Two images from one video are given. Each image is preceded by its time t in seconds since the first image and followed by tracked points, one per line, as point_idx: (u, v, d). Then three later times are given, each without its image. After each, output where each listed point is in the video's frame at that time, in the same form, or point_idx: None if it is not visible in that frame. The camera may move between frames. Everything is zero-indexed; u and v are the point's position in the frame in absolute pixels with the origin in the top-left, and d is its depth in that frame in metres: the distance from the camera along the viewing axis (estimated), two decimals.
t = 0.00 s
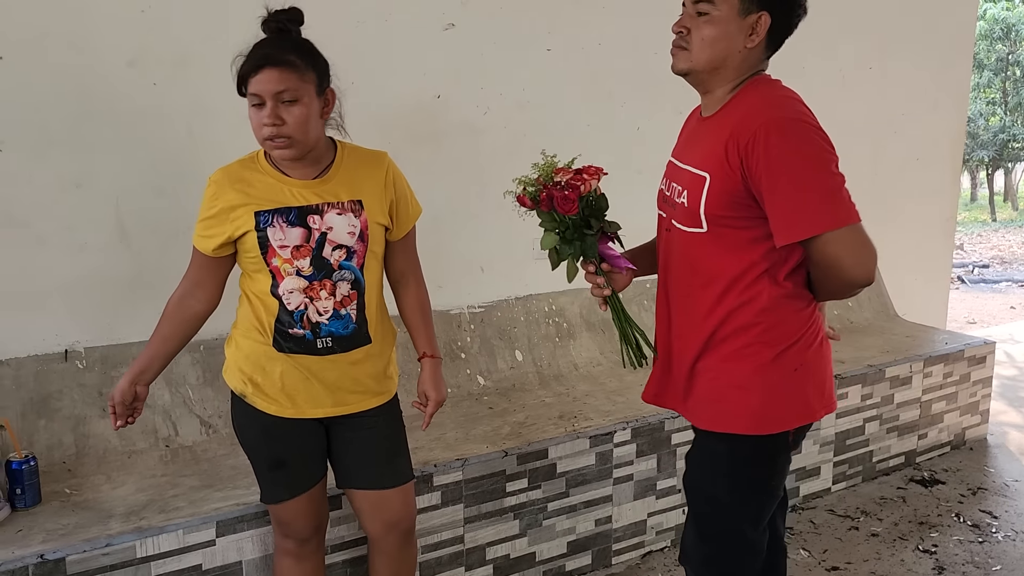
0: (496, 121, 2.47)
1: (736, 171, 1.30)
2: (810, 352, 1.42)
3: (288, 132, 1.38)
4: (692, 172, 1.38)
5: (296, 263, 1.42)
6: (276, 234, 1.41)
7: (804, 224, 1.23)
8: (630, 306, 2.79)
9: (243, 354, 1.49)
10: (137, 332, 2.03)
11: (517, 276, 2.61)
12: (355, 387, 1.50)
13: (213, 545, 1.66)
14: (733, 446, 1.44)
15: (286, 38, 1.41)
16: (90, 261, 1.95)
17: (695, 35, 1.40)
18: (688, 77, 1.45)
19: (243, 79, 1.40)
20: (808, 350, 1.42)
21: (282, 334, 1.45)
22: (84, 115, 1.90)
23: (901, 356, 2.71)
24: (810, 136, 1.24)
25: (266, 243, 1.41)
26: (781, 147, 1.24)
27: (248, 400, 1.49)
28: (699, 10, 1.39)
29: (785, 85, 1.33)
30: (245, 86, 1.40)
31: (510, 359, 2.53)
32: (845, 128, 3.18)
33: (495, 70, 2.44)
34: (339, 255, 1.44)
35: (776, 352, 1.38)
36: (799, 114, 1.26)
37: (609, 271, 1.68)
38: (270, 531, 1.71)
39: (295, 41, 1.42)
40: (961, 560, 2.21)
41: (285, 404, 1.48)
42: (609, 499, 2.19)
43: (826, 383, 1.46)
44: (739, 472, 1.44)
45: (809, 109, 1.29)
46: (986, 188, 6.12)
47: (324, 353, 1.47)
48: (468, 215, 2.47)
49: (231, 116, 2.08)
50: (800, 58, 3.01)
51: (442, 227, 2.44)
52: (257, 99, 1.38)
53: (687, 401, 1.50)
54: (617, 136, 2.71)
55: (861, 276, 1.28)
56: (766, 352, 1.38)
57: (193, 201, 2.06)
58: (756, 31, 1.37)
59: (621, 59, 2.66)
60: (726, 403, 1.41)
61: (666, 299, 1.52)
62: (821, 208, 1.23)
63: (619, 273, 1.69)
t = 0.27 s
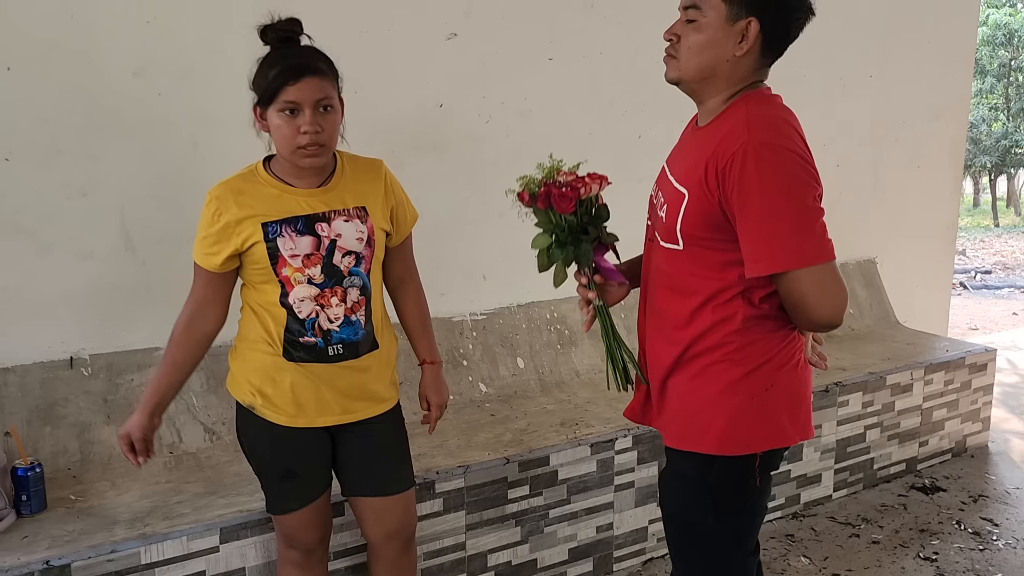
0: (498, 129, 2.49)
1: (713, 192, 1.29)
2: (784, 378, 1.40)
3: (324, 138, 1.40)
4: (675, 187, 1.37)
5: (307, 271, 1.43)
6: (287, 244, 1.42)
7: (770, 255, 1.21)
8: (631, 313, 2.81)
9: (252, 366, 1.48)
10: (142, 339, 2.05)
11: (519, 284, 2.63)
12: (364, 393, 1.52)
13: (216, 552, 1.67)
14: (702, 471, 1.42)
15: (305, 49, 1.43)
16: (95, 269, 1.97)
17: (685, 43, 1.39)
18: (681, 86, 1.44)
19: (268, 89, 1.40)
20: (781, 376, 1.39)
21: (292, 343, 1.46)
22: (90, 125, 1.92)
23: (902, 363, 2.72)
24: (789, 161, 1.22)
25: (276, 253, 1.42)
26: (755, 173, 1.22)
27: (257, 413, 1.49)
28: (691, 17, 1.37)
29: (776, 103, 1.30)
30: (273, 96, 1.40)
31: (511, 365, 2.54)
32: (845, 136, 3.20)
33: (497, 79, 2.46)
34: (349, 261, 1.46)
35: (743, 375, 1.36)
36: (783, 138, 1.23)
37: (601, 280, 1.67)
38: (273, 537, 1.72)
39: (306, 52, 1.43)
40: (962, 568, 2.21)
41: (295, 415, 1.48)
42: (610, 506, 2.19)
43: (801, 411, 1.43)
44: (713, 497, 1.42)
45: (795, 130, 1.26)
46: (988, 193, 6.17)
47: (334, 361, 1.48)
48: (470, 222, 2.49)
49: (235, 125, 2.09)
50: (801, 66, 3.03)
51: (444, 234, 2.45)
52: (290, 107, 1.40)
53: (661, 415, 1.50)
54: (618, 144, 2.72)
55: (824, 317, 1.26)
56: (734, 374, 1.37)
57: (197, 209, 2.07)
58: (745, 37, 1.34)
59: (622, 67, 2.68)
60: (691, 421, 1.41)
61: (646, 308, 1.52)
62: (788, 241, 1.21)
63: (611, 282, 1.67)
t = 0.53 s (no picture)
0: (499, 137, 2.50)
1: (709, 216, 1.29)
2: (781, 396, 1.41)
3: (344, 148, 1.42)
4: (672, 207, 1.38)
5: (316, 276, 1.45)
6: (296, 250, 1.44)
7: (764, 285, 1.22)
8: (631, 319, 2.83)
9: (260, 374, 1.50)
10: (146, 345, 2.06)
11: (520, 290, 2.64)
12: (371, 396, 1.54)
13: (221, 557, 1.68)
14: (699, 484, 1.44)
15: (323, 58, 1.44)
16: (100, 275, 1.98)
17: (677, 57, 1.39)
18: (679, 100, 1.44)
19: (292, 94, 1.40)
20: (778, 394, 1.41)
21: (302, 349, 1.48)
22: (96, 132, 1.93)
23: (899, 369, 2.74)
24: (784, 188, 1.22)
25: (286, 260, 1.43)
26: (751, 202, 1.22)
27: (267, 420, 1.51)
28: (683, 30, 1.37)
29: (775, 122, 1.30)
30: (298, 104, 1.39)
31: (512, 372, 2.56)
32: (843, 144, 3.22)
33: (498, 86, 2.47)
34: (357, 265, 1.49)
35: (739, 394, 1.38)
36: (779, 166, 1.23)
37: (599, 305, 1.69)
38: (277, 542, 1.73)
39: (319, 62, 1.44)
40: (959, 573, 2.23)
41: (305, 420, 1.50)
42: (610, 511, 2.21)
43: (799, 427, 1.44)
44: (710, 509, 1.44)
45: (793, 151, 1.26)
46: (984, 198, 6.08)
47: (343, 364, 1.50)
48: (471, 229, 2.51)
49: (239, 132, 2.11)
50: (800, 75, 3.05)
51: (445, 241, 2.47)
52: (315, 116, 1.40)
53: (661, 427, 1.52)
54: (618, 152, 2.74)
55: (819, 347, 1.28)
56: (731, 392, 1.38)
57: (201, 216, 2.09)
58: (736, 49, 1.32)
59: (622, 75, 2.70)
60: (688, 436, 1.43)
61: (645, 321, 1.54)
62: (782, 273, 1.22)
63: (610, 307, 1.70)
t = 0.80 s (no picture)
0: (501, 144, 2.54)
1: (725, 228, 1.31)
2: (787, 399, 1.45)
3: (361, 155, 1.46)
4: (684, 217, 1.39)
5: (335, 281, 1.48)
6: (318, 256, 1.46)
7: (785, 298, 1.25)
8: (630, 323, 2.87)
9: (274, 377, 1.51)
10: (153, 348, 2.09)
11: (521, 294, 2.68)
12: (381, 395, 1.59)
13: (230, 557, 1.71)
14: (711, 485, 1.47)
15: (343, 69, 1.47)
16: (109, 279, 2.01)
17: (681, 69, 1.41)
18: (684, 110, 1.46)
19: (314, 100, 1.42)
20: (784, 398, 1.45)
21: (318, 352, 1.50)
22: (106, 139, 1.96)
23: (893, 373, 2.79)
24: (804, 203, 1.24)
25: (308, 265, 1.45)
26: (771, 216, 1.24)
27: (279, 425, 1.51)
28: (687, 42, 1.40)
29: (786, 136, 1.32)
30: (324, 109, 1.42)
31: (513, 375, 2.59)
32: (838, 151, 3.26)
33: (501, 94, 2.51)
34: (370, 269, 1.54)
35: (749, 399, 1.42)
36: (797, 180, 1.25)
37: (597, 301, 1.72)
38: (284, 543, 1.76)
39: (337, 71, 1.46)
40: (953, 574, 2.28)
41: (322, 421, 1.53)
42: (611, 513, 2.24)
43: (803, 428, 1.49)
44: (720, 511, 1.47)
45: (806, 165, 1.29)
46: (975, 204, 6.49)
47: (358, 364, 1.55)
48: (474, 234, 2.54)
49: (246, 139, 2.14)
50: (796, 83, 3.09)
51: (448, 246, 2.50)
52: (340, 122, 1.43)
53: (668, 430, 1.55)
54: (618, 159, 2.79)
55: (835, 355, 1.32)
56: (742, 398, 1.42)
57: (210, 221, 2.12)
58: (739, 62, 1.34)
59: (622, 83, 2.74)
60: (699, 441, 1.46)
61: (650, 327, 1.56)
62: (802, 285, 1.24)
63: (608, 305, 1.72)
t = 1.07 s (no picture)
0: (502, 148, 2.57)
1: (740, 226, 1.33)
2: (786, 398, 1.49)
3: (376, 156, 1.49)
4: (696, 216, 1.41)
5: (354, 283, 1.51)
6: (339, 259, 1.49)
7: (803, 294, 1.27)
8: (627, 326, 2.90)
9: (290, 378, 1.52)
10: (159, 350, 2.11)
11: (521, 296, 2.71)
12: (390, 393, 1.64)
13: (238, 556, 1.73)
14: (712, 485, 1.50)
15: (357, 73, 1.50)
16: (115, 281, 2.03)
17: (686, 77, 1.43)
18: (693, 119, 1.48)
19: (329, 102, 1.44)
20: (784, 396, 1.49)
21: (336, 353, 1.53)
22: (114, 142, 1.98)
23: (888, 375, 2.83)
24: (820, 203, 1.27)
25: (330, 268, 1.47)
26: (790, 214, 1.26)
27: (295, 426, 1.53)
28: (689, 51, 1.42)
29: (796, 138, 1.36)
30: (341, 113, 1.44)
31: (514, 376, 2.62)
32: (833, 156, 3.31)
33: (502, 98, 2.54)
34: (384, 272, 1.58)
35: (752, 397, 1.45)
36: (812, 180, 1.28)
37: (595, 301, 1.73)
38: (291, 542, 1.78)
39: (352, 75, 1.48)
40: (947, 572, 2.32)
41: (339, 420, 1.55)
42: (611, 512, 2.27)
43: (800, 426, 1.53)
44: (722, 508, 1.50)
45: (817, 166, 1.32)
46: (967, 208, 6.67)
47: (371, 364, 1.59)
48: (475, 237, 2.57)
49: (251, 143, 2.17)
50: (792, 88, 3.13)
51: (450, 249, 2.53)
52: (355, 125, 1.46)
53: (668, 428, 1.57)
54: (616, 163, 2.82)
55: (846, 348, 1.35)
56: (746, 396, 1.45)
57: (215, 224, 2.14)
58: (743, 62, 1.36)
59: (620, 88, 2.77)
60: (702, 439, 1.48)
61: (654, 326, 1.58)
62: (820, 281, 1.27)
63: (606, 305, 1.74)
